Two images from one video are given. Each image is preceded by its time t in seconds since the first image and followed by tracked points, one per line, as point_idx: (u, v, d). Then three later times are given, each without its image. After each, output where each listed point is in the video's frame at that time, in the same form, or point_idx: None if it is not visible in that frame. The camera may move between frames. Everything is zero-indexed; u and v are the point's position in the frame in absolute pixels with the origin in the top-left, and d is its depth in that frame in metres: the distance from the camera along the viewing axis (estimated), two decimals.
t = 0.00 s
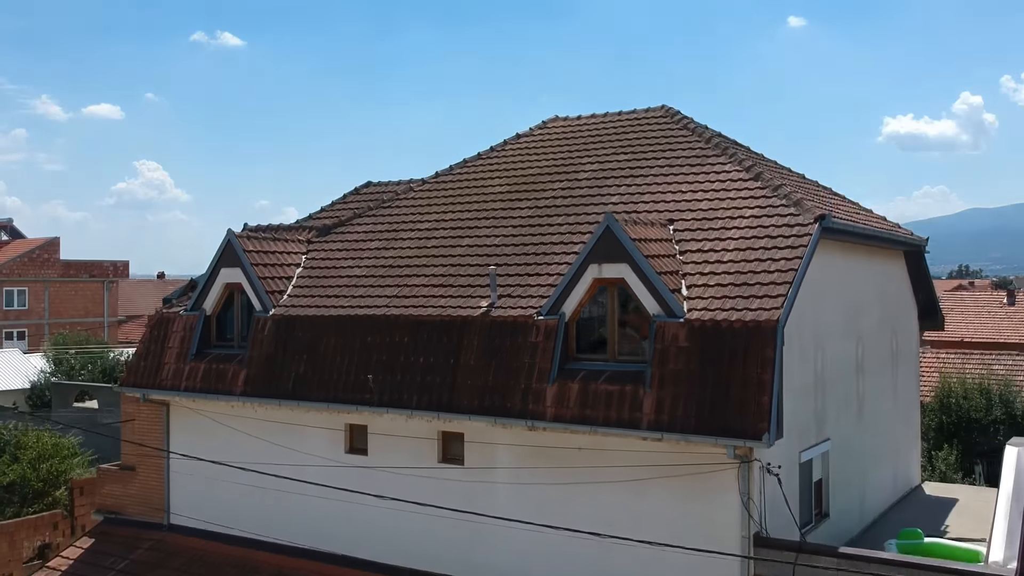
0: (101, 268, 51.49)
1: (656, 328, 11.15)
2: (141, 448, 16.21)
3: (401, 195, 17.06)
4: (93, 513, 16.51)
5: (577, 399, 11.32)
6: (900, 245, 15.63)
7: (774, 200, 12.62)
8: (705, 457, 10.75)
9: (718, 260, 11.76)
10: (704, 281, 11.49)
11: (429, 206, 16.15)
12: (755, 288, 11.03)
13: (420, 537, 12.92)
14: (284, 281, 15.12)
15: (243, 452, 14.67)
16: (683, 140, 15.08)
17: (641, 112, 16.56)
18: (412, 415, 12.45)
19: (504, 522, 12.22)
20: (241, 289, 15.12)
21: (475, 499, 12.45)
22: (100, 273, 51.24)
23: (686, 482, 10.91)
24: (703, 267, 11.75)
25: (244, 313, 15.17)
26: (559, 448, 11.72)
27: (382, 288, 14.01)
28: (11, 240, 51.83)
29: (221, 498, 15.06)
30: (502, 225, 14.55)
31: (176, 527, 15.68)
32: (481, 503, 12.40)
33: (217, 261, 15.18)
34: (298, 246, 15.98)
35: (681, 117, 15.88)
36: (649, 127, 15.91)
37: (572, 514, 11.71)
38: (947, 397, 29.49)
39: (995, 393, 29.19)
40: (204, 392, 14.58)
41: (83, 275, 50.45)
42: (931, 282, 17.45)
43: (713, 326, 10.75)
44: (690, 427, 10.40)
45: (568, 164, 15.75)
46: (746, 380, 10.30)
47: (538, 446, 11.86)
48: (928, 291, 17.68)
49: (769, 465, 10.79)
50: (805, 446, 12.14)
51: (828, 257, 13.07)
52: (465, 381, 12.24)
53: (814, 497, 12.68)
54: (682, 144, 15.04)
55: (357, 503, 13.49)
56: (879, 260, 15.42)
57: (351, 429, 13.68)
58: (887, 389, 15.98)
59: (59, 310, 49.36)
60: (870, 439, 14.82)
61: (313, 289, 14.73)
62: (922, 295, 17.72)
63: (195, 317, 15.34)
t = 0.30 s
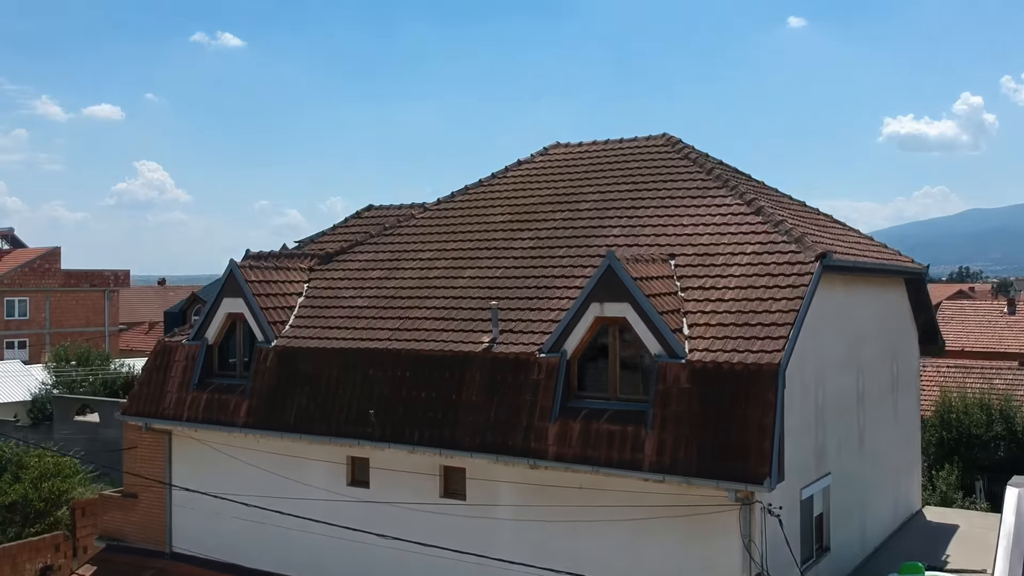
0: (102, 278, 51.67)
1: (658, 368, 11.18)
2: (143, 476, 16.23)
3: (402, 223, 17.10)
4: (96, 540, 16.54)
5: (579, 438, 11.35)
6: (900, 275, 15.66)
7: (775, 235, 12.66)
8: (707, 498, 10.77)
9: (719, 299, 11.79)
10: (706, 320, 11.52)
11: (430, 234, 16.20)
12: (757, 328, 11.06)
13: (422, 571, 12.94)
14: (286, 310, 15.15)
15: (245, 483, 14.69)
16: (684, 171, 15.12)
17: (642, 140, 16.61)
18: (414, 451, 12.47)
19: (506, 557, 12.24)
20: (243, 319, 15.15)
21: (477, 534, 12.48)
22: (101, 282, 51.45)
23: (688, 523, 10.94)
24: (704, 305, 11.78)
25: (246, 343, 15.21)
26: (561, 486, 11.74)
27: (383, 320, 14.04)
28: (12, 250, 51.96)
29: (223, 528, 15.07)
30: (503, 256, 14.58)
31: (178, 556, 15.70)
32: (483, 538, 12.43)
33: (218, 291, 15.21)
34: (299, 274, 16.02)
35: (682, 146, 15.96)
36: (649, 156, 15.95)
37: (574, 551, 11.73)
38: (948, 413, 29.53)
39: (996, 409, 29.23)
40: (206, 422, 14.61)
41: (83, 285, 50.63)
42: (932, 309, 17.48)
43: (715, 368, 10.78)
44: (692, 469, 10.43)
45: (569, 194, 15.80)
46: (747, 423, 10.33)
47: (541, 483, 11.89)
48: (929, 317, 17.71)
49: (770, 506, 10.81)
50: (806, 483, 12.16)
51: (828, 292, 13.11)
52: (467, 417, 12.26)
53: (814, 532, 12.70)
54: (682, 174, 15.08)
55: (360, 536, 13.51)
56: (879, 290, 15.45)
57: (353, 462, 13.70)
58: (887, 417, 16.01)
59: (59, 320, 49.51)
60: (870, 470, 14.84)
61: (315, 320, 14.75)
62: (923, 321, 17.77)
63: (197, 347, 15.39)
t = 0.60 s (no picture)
0: (103, 286, 51.79)
1: (657, 407, 11.20)
2: (144, 502, 16.25)
3: (402, 248, 17.14)
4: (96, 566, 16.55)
5: (578, 476, 11.36)
6: (899, 303, 15.70)
7: (773, 270, 12.70)
8: (706, 537, 10.79)
9: (718, 335, 11.82)
10: (704, 358, 11.55)
11: (430, 261, 16.23)
12: (755, 367, 11.08)
13: None
14: (286, 338, 15.17)
15: (244, 512, 14.71)
16: (683, 200, 15.17)
17: (641, 167, 16.64)
18: (414, 485, 12.49)
19: None
20: (243, 347, 15.17)
21: (477, 567, 12.49)
22: (101, 291, 51.59)
23: (686, 562, 10.97)
24: (703, 342, 11.82)
25: (246, 371, 15.24)
26: (561, 522, 11.76)
27: (383, 351, 14.07)
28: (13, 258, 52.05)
29: (223, 557, 15.08)
30: (502, 286, 14.62)
31: None
32: (483, 572, 12.44)
33: (218, 319, 15.24)
34: (299, 301, 16.05)
35: (681, 174, 15.95)
36: (649, 184, 16.00)
37: None
38: (947, 428, 29.49)
39: (995, 424, 29.21)
40: (206, 452, 14.64)
41: (84, 294, 50.76)
42: (931, 335, 17.55)
43: (714, 408, 10.80)
44: (690, 510, 10.45)
45: (569, 222, 15.82)
46: (746, 464, 10.36)
47: (540, 519, 11.91)
48: (928, 343, 17.78)
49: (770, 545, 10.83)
50: (805, 518, 12.20)
51: (827, 325, 13.15)
52: (466, 452, 12.29)
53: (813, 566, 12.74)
54: (682, 204, 15.11)
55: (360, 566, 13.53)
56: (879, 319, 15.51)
57: (352, 493, 13.73)
58: (887, 444, 16.06)
59: (60, 329, 49.61)
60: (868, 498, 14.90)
61: (315, 348, 14.79)
62: (922, 347, 17.84)
63: (197, 375, 15.43)
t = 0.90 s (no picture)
0: (104, 294, 51.89)
1: (655, 444, 11.22)
2: (143, 527, 16.27)
3: (401, 272, 17.18)
4: None
5: (576, 512, 11.38)
6: (897, 331, 15.73)
7: (772, 303, 12.71)
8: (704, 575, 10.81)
9: (717, 370, 11.84)
10: (703, 394, 11.57)
11: (429, 287, 16.24)
12: (754, 405, 11.10)
13: None
14: (285, 366, 15.18)
15: (244, 540, 14.73)
16: (682, 228, 15.22)
17: (641, 194, 16.71)
18: (412, 518, 12.51)
19: None
20: (242, 375, 15.18)
21: None
22: (102, 299, 51.79)
23: None
24: (702, 377, 11.82)
25: (246, 398, 15.25)
26: (560, 556, 11.78)
27: (383, 380, 14.10)
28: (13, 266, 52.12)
29: None
30: (502, 314, 14.66)
31: None
32: None
33: (218, 347, 15.25)
34: (298, 327, 16.06)
35: (680, 201, 16.15)
36: (648, 211, 16.05)
37: None
38: (947, 442, 29.46)
39: (994, 439, 29.21)
40: (205, 480, 14.65)
41: (84, 302, 50.92)
42: (930, 359, 17.65)
43: (712, 446, 10.82)
44: (688, 549, 10.47)
45: (568, 249, 15.85)
46: (744, 504, 10.38)
47: (539, 554, 11.92)
48: (927, 367, 17.87)
49: None
50: (804, 550, 12.25)
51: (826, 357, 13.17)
52: (465, 485, 12.30)
53: None
54: (681, 233, 15.16)
55: None
56: (878, 346, 15.58)
57: (352, 522, 13.75)
58: (886, 470, 16.13)
59: (60, 337, 49.70)
60: (867, 525, 14.96)
61: (315, 376, 14.81)
62: (921, 370, 17.92)
63: (197, 402, 15.44)
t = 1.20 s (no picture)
0: (104, 302, 51.96)
1: (655, 480, 11.23)
2: (144, 552, 16.30)
3: (402, 296, 17.20)
4: None
5: (576, 547, 11.41)
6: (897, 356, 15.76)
7: (772, 335, 12.71)
8: None
9: (717, 404, 11.84)
10: (703, 428, 11.58)
11: (429, 313, 16.25)
12: (754, 441, 11.11)
13: None
14: (285, 393, 15.16)
15: (244, 567, 14.76)
16: (681, 255, 15.26)
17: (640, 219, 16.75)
18: (412, 550, 12.52)
19: None
20: (242, 401, 15.19)
21: None
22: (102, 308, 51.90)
23: None
24: (701, 411, 11.83)
25: (246, 425, 15.27)
26: None
27: (383, 408, 14.10)
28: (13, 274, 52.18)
29: None
30: (501, 341, 14.68)
31: None
32: None
33: (218, 374, 15.26)
34: (299, 352, 16.07)
35: (679, 226, 16.22)
36: (648, 237, 16.09)
37: None
38: (947, 456, 29.46)
39: (994, 452, 29.23)
40: (205, 507, 14.67)
41: (84, 311, 51.02)
42: (930, 381, 17.70)
43: (711, 483, 10.84)
44: None
45: (568, 275, 15.86)
46: (744, 543, 10.40)
47: None
48: (927, 389, 17.92)
49: None
50: None
51: (826, 388, 13.19)
52: (465, 518, 12.32)
53: None
54: (681, 260, 15.17)
55: None
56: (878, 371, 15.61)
57: (352, 551, 13.77)
58: (886, 494, 16.16)
59: (60, 346, 49.77)
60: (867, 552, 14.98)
61: (315, 403, 14.81)
62: (921, 392, 17.97)
63: (197, 428, 15.47)
